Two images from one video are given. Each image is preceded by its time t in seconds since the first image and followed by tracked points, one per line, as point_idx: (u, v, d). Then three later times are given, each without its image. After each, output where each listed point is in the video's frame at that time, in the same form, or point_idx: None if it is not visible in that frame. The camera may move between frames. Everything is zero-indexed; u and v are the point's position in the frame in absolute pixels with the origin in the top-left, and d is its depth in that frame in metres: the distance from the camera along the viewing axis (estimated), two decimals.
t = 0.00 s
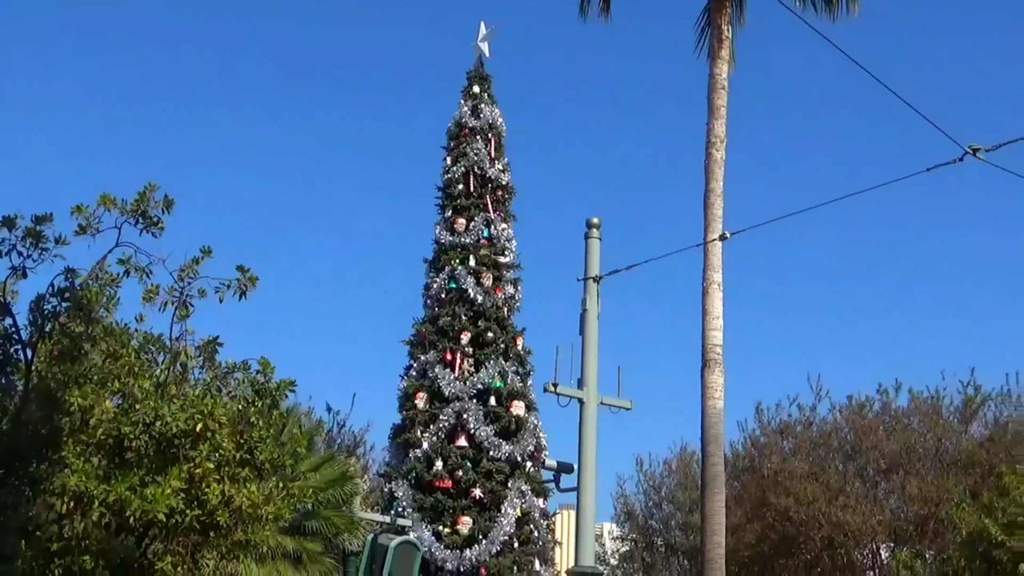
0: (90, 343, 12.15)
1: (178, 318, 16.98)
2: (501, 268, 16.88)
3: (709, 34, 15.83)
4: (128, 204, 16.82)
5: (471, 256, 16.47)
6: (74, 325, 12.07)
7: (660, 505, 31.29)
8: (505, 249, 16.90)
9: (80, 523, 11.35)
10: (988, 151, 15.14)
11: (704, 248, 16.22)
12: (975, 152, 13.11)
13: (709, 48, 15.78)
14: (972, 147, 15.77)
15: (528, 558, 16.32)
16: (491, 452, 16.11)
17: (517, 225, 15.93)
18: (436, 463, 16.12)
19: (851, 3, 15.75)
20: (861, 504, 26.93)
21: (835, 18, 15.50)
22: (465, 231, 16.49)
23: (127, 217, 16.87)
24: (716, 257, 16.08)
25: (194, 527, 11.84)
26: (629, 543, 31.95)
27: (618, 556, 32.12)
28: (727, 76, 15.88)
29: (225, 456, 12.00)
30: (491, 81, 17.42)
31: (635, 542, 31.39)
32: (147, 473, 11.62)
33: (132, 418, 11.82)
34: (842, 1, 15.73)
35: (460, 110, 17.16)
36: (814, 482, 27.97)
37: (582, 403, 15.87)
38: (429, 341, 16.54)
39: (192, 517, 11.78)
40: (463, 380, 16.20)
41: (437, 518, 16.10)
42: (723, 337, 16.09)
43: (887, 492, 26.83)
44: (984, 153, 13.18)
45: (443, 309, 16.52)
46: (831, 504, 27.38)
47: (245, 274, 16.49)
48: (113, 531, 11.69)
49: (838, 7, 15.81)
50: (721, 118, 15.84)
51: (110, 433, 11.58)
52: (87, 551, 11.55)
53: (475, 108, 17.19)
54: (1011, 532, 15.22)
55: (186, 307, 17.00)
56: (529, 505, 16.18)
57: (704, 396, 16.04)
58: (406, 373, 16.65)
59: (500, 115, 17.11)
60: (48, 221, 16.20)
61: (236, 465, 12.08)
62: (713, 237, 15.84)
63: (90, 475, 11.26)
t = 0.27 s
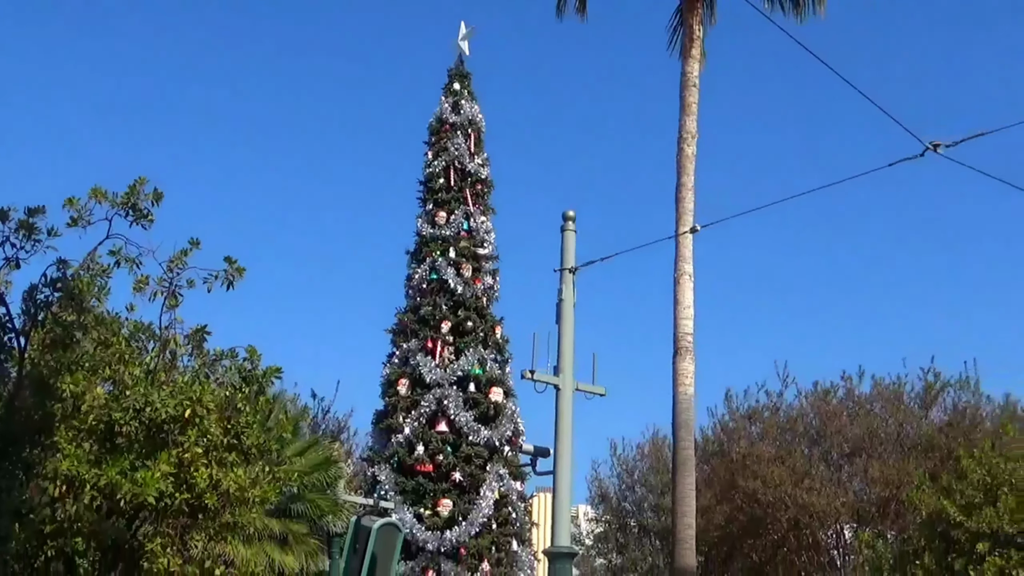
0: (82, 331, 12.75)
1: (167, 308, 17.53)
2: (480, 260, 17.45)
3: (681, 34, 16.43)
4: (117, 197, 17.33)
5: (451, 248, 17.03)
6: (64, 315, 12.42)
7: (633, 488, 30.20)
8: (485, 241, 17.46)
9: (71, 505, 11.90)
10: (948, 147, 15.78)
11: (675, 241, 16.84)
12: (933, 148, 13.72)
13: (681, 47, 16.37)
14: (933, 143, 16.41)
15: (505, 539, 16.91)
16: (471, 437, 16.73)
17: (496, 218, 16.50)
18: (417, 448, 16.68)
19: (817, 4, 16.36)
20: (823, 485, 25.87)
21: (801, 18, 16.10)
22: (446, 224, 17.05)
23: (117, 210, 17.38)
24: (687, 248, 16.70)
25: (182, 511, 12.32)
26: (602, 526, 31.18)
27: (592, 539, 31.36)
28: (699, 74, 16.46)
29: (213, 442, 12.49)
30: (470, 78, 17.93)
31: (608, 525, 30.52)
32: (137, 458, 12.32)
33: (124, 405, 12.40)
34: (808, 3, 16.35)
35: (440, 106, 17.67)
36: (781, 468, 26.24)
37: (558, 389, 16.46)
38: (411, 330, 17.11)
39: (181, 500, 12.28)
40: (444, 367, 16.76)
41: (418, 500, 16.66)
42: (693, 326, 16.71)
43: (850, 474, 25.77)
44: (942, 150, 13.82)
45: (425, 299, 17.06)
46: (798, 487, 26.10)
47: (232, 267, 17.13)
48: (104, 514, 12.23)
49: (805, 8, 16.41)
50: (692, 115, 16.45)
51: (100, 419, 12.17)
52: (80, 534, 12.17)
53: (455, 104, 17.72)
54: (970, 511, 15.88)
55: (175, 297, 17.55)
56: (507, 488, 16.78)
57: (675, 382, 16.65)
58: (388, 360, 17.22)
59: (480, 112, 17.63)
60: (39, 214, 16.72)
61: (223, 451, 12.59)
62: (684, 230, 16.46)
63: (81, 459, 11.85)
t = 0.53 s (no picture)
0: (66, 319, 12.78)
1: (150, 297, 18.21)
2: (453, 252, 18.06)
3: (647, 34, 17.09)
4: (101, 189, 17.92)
5: (425, 241, 17.62)
6: (48, 304, 12.61)
7: (600, 469, 30.63)
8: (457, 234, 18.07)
9: (55, 488, 11.64)
10: (900, 144, 16.47)
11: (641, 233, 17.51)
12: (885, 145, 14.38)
13: (647, 47, 17.03)
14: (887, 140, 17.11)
15: (477, 520, 17.56)
16: (443, 422, 17.36)
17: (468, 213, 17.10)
18: (392, 432, 17.34)
19: (777, 6, 17.03)
20: (778, 469, 23.50)
21: (761, 20, 16.78)
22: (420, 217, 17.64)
23: (100, 201, 17.96)
24: (652, 240, 17.38)
25: (164, 496, 11.73)
26: (571, 507, 31.51)
27: (561, 519, 31.90)
28: (663, 73, 17.11)
29: (196, 426, 12.04)
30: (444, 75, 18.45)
31: (577, 505, 31.08)
32: (119, 442, 11.73)
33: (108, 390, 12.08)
34: (768, 5, 17.03)
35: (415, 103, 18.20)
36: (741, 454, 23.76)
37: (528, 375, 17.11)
38: (386, 319, 17.71)
39: (163, 484, 11.68)
40: (418, 355, 17.38)
41: (393, 483, 17.29)
42: (657, 314, 17.38)
43: (807, 455, 23.26)
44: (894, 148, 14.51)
45: (399, 290, 17.66)
46: (751, 469, 23.75)
47: (212, 256, 17.81)
48: (88, 497, 11.97)
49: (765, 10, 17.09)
50: (657, 112, 17.11)
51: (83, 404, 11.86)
52: (70, 517, 11.86)
53: (429, 101, 18.27)
54: (920, 493, 16.43)
55: (157, 286, 18.23)
56: (478, 471, 17.43)
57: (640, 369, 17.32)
58: (364, 348, 17.82)
59: (453, 108, 18.18)
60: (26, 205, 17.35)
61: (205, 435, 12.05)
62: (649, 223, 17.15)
63: (65, 444, 11.56)
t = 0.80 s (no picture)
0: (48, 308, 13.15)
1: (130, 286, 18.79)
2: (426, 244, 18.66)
3: (614, 35, 17.75)
4: (84, 181, 18.43)
5: (399, 233, 18.22)
6: (31, 292, 13.03)
7: (566, 454, 31.34)
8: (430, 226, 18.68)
9: (39, 472, 12.17)
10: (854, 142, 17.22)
11: (607, 226, 18.19)
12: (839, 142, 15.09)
13: (614, 47, 17.69)
14: (842, 139, 17.83)
15: (448, 503, 18.22)
16: (416, 407, 18.00)
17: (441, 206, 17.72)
18: (366, 417, 17.96)
19: (738, 9, 17.72)
20: (738, 453, 23.21)
21: (723, 22, 17.46)
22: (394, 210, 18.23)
23: (83, 193, 18.48)
24: (617, 233, 18.06)
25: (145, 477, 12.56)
26: (539, 490, 32.14)
27: (529, 502, 32.57)
28: (629, 72, 17.78)
29: (173, 413, 12.77)
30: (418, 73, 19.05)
31: (544, 489, 31.76)
32: (100, 428, 12.38)
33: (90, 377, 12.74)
34: (730, 8, 17.72)
35: (389, 99, 18.80)
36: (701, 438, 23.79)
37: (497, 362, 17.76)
38: (361, 308, 18.31)
39: (143, 467, 12.54)
40: (392, 343, 17.99)
41: (367, 467, 17.90)
42: (622, 304, 18.08)
43: (764, 441, 23.37)
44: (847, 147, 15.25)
45: (374, 280, 18.26)
46: (711, 453, 23.31)
47: (192, 247, 18.39)
48: (71, 480, 12.65)
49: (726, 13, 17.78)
50: (623, 109, 17.78)
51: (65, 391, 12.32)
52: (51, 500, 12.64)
53: (403, 98, 18.87)
54: (873, 476, 17.11)
55: (137, 276, 18.81)
56: (450, 455, 18.10)
57: (605, 357, 18.01)
58: (339, 336, 18.42)
59: (427, 105, 18.78)
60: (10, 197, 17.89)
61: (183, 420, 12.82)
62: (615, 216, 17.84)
63: (48, 429, 12.06)
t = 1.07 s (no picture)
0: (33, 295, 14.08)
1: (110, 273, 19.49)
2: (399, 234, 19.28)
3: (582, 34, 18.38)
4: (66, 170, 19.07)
5: (373, 224, 18.82)
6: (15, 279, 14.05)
7: (533, 438, 32.04)
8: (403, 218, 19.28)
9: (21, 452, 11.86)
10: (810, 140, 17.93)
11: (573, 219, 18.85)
12: (794, 142, 15.78)
13: (582, 46, 18.32)
14: (800, 137, 18.54)
15: (419, 484, 18.88)
16: (389, 392, 18.64)
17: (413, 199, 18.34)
18: (340, 402, 18.59)
19: (701, 11, 18.37)
20: (697, 438, 23.86)
21: (687, 24, 18.12)
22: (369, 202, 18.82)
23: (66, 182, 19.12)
24: (584, 226, 18.73)
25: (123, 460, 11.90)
26: (507, 472, 32.81)
27: (496, 485, 33.34)
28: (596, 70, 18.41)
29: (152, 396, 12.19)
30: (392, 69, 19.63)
31: (511, 472, 32.41)
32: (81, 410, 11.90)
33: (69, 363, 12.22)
34: (693, 10, 18.37)
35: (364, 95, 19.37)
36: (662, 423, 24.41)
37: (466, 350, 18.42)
38: (336, 296, 18.91)
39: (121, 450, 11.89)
40: (365, 330, 18.61)
41: (340, 450, 18.52)
42: (588, 294, 18.77)
43: (724, 427, 24.10)
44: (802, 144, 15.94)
45: (348, 269, 18.85)
46: (672, 438, 23.94)
47: (172, 236, 19.19)
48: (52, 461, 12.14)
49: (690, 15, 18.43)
50: (589, 106, 18.43)
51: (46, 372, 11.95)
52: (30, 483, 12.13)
53: (378, 93, 19.44)
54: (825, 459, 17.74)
55: (117, 264, 19.51)
56: (420, 439, 18.77)
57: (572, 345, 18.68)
58: (314, 323, 19.02)
59: (401, 101, 19.36)
60: None
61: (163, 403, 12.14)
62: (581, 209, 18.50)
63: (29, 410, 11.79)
